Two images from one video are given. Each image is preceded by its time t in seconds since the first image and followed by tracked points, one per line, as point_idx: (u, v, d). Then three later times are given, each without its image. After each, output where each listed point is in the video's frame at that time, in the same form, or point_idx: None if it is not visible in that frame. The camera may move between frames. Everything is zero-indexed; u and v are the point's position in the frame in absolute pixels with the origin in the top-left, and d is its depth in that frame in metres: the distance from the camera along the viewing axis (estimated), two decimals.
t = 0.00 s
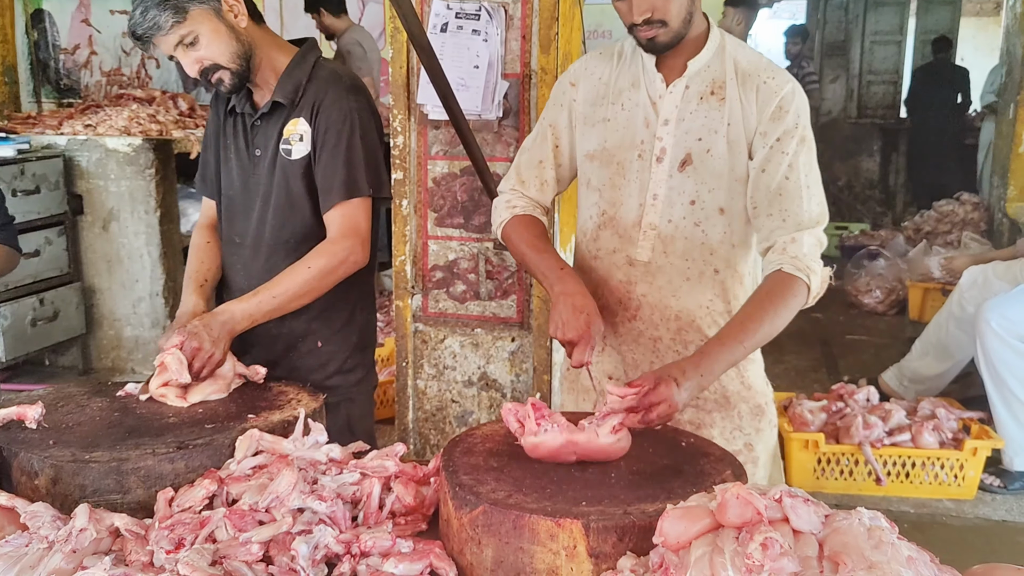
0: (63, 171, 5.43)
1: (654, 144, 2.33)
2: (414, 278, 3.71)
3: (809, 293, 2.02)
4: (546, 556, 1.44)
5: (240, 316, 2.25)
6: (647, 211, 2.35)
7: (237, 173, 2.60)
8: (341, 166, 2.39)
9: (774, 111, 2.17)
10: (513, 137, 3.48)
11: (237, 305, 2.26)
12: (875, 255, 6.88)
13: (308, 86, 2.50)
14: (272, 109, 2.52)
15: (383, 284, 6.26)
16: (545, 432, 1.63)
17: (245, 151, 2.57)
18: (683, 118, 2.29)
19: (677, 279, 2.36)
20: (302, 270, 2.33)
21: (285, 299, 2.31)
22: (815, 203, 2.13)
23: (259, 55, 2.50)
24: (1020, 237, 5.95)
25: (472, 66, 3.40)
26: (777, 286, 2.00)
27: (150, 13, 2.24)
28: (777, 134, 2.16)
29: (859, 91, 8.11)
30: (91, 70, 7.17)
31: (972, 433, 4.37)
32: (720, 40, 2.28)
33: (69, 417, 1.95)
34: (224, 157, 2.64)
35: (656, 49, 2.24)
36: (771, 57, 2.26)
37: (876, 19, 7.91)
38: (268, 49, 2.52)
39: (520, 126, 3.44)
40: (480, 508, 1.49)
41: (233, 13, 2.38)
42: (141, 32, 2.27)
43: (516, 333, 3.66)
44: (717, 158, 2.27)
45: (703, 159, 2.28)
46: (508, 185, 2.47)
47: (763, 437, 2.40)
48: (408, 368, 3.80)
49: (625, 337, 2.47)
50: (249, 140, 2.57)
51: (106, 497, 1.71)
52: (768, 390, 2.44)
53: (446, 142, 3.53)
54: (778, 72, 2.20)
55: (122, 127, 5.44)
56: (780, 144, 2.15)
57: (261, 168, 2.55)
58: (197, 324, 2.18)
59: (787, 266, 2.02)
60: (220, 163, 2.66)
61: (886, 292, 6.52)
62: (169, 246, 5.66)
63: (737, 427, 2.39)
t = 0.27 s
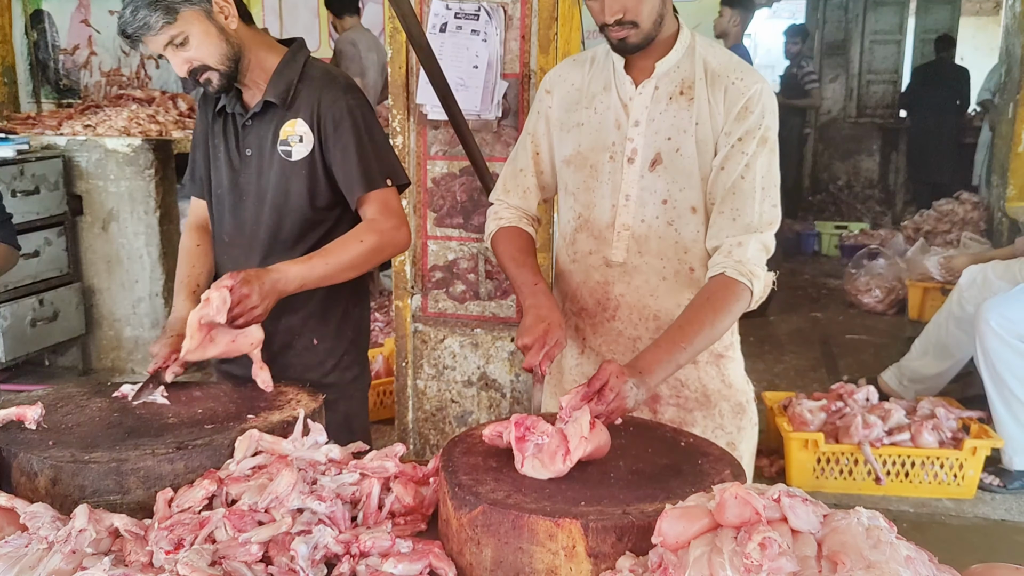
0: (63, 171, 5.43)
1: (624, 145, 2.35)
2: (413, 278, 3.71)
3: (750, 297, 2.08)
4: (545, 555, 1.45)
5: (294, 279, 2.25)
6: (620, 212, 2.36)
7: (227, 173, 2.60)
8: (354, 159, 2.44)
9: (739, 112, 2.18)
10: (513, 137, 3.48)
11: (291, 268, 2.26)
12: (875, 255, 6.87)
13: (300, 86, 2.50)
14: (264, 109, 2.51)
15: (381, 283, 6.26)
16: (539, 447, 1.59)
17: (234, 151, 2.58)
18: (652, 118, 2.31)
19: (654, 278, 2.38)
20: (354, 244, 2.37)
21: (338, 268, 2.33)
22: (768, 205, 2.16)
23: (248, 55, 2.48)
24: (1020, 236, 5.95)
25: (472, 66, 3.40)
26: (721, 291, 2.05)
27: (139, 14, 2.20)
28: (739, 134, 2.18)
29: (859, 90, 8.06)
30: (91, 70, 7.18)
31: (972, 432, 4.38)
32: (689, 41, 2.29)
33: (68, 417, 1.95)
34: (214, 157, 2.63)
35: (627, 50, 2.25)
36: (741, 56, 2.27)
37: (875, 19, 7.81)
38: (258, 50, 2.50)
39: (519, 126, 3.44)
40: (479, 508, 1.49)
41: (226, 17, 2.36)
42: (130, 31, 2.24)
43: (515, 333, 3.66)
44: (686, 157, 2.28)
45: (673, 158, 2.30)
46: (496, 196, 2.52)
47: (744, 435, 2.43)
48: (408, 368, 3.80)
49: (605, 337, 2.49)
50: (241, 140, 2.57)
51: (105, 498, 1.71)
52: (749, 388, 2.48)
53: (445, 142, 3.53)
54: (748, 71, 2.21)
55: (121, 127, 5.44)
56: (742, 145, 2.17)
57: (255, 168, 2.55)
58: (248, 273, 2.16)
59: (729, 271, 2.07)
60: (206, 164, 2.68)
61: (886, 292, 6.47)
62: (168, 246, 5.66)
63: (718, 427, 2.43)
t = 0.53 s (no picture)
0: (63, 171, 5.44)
1: (636, 144, 2.34)
2: (413, 277, 3.71)
3: (760, 298, 2.06)
4: (544, 555, 1.45)
5: (296, 286, 2.19)
6: (632, 211, 2.36)
7: (231, 172, 2.57)
8: (360, 159, 2.47)
9: (752, 110, 2.19)
10: (512, 137, 3.48)
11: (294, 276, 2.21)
12: (875, 254, 6.87)
13: (310, 88, 2.54)
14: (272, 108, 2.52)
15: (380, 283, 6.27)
16: (539, 443, 1.61)
17: (236, 150, 2.56)
18: (664, 117, 2.31)
19: (666, 278, 2.38)
20: (348, 247, 2.35)
21: (337, 275, 2.30)
22: (779, 205, 2.16)
23: (261, 53, 2.49)
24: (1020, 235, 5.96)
25: (471, 66, 3.40)
26: (727, 292, 2.04)
27: None
28: (751, 134, 2.18)
29: (858, 90, 8.15)
30: (91, 70, 7.18)
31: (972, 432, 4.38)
32: (701, 40, 2.29)
33: (67, 418, 1.95)
34: (215, 156, 2.60)
35: (638, 48, 2.25)
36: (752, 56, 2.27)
37: (875, 19, 7.95)
38: (271, 51, 2.52)
39: (519, 126, 3.44)
40: (477, 508, 1.50)
41: (242, 12, 2.39)
42: (150, 14, 2.21)
43: (515, 332, 3.66)
44: (699, 156, 2.28)
45: (685, 157, 2.29)
46: (502, 198, 2.50)
47: (755, 437, 2.41)
48: (408, 368, 3.80)
49: (615, 338, 2.49)
50: (244, 138, 2.56)
51: (105, 498, 1.72)
52: (760, 390, 2.46)
53: (445, 142, 3.53)
54: (759, 71, 2.22)
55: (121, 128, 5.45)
56: (753, 144, 2.17)
57: (257, 167, 2.54)
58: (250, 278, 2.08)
59: (738, 271, 2.07)
60: (203, 166, 2.64)
61: (886, 291, 6.51)
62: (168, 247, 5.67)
63: (730, 427, 2.42)
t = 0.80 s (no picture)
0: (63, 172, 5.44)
1: (663, 146, 2.34)
2: (413, 277, 3.71)
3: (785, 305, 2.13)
4: (543, 554, 1.45)
5: (309, 302, 2.22)
6: (656, 214, 2.36)
7: (232, 171, 2.56)
8: (369, 162, 2.49)
9: (783, 116, 2.18)
10: (513, 137, 3.48)
11: (304, 291, 2.23)
12: (875, 254, 6.88)
13: (313, 89, 2.54)
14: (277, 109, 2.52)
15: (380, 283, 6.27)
16: (547, 443, 1.61)
17: (241, 151, 2.55)
18: (693, 119, 2.30)
19: (687, 283, 2.37)
20: (355, 257, 2.35)
21: (344, 284, 2.30)
22: (807, 215, 2.19)
23: (266, 52, 2.49)
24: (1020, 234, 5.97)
25: (471, 66, 3.40)
26: (754, 297, 2.11)
27: None
28: (781, 140, 2.18)
29: (859, 89, 8.21)
30: (91, 71, 7.19)
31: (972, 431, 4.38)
32: (734, 41, 2.28)
33: (67, 418, 1.95)
34: (218, 156, 2.59)
35: (668, 46, 2.25)
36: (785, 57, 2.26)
37: (875, 18, 8.03)
38: (276, 52, 2.53)
39: (519, 126, 3.45)
40: (477, 508, 1.50)
41: (255, 11, 2.41)
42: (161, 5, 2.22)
43: (515, 332, 3.66)
44: (727, 160, 2.27)
45: (712, 161, 2.29)
46: (539, 198, 2.51)
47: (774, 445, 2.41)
48: (408, 367, 3.80)
49: (636, 339, 2.49)
50: (247, 139, 2.55)
51: (105, 497, 1.72)
52: (783, 398, 2.45)
53: (445, 142, 3.53)
54: (792, 74, 2.21)
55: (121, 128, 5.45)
56: (783, 151, 2.17)
57: (261, 168, 2.54)
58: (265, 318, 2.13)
59: (766, 279, 2.13)
60: (203, 167, 2.63)
61: (886, 291, 6.52)
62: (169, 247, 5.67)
63: (748, 435, 2.42)
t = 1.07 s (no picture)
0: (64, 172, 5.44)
1: (665, 146, 2.34)
2: (414, 278, 3.71)
3: (768, 296, 2.02)
4: (544, 554, 1.45)
5: (290, 320, 2.24)
6: (658, 215, 2.37)
7: (229, 172, 2.57)
8: (353, 168, 2.48)
9: (775, 109, 2.14)
10: (513, 137, 3.48)
11: (284, 310, 2.25)
12: (876, 254, 6.88)
13: (311, 91, 2.56)
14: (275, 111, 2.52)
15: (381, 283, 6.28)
16: (534, 439, 1.64)
17: (240, 152, 2.56)
18: (694, 118, 2.29)
19: (690, 283, 2.37)
20: (336, 268, 2.36)
21: (323, 299, 2.33)
22: (793, 204, 2.11)
23: (265, 55, 2.50)
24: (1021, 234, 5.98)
25: (472, 67, 3.41)
26: (737, 287, 2.00)
27: None
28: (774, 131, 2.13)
29: (859, 89, 8.17)
30: (92, 71, 7.20)
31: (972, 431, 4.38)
32: (736, 40, 2.26)
33: (68, 418, 1.95)
34: (214, 159, 2.59)
35: (671, 50, 2.25)
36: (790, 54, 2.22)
37: (876, 18, 8.01)
38: (274, 54, 2.54)
39: (520, 126, 3.45)
40: (478, 508, 1.50)
41: (254, 12, 2.44)
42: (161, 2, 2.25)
43: (516, 332, 3.67)
44: (724, 160, 2.26)
45: (711, 160, 2.28)
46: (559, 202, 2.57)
47: (776, 449, 2.39)
48: (409, 368, 3.80)
49: (641, 339, 2.51)
50: (244, 140, 2.55)
51: (106, 498, 1.72)
52: (790, 399, 2.42)
53: (446, 142, 3.54)
54: (792, 70, 2.16)
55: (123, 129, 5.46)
56: (773, 140, 2.13)
57: (259, 170, 2.54)
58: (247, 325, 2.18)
59: (748, 269, 2.02)
60: (196, 167, 2.62)
61: (887, 290, 6.52)
62: (170, 247, 5.67)
63: (750, 436, 2.41)
